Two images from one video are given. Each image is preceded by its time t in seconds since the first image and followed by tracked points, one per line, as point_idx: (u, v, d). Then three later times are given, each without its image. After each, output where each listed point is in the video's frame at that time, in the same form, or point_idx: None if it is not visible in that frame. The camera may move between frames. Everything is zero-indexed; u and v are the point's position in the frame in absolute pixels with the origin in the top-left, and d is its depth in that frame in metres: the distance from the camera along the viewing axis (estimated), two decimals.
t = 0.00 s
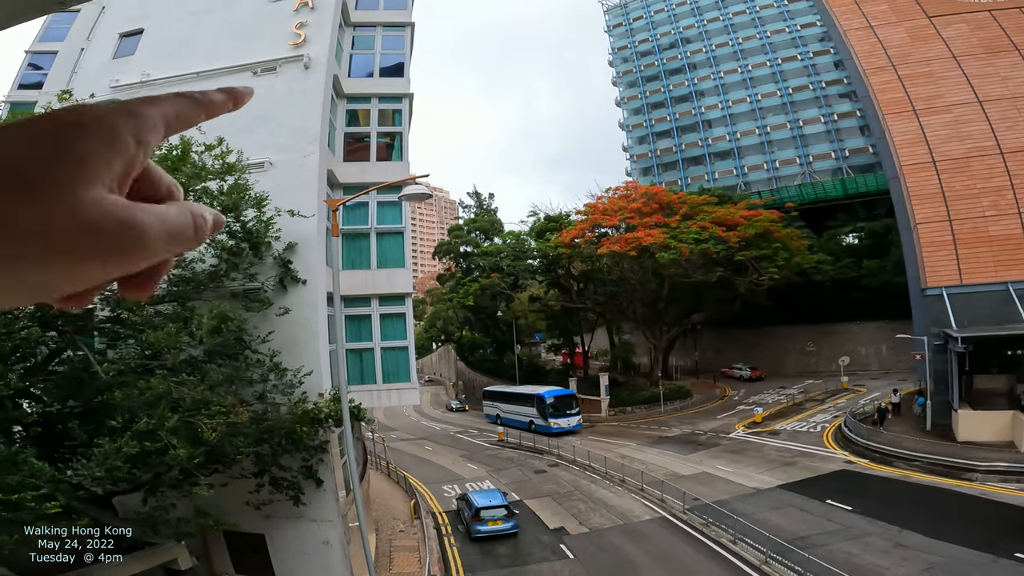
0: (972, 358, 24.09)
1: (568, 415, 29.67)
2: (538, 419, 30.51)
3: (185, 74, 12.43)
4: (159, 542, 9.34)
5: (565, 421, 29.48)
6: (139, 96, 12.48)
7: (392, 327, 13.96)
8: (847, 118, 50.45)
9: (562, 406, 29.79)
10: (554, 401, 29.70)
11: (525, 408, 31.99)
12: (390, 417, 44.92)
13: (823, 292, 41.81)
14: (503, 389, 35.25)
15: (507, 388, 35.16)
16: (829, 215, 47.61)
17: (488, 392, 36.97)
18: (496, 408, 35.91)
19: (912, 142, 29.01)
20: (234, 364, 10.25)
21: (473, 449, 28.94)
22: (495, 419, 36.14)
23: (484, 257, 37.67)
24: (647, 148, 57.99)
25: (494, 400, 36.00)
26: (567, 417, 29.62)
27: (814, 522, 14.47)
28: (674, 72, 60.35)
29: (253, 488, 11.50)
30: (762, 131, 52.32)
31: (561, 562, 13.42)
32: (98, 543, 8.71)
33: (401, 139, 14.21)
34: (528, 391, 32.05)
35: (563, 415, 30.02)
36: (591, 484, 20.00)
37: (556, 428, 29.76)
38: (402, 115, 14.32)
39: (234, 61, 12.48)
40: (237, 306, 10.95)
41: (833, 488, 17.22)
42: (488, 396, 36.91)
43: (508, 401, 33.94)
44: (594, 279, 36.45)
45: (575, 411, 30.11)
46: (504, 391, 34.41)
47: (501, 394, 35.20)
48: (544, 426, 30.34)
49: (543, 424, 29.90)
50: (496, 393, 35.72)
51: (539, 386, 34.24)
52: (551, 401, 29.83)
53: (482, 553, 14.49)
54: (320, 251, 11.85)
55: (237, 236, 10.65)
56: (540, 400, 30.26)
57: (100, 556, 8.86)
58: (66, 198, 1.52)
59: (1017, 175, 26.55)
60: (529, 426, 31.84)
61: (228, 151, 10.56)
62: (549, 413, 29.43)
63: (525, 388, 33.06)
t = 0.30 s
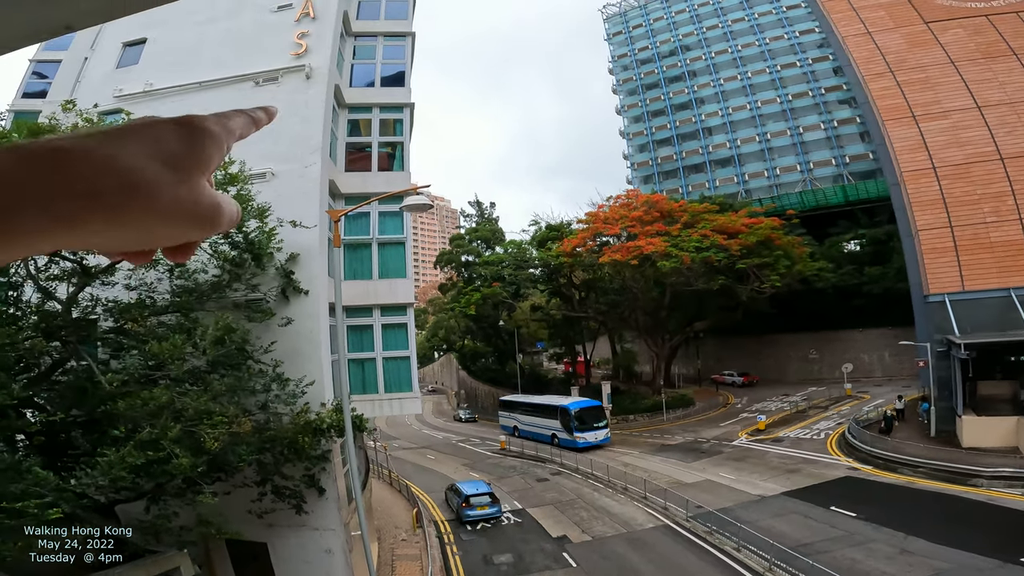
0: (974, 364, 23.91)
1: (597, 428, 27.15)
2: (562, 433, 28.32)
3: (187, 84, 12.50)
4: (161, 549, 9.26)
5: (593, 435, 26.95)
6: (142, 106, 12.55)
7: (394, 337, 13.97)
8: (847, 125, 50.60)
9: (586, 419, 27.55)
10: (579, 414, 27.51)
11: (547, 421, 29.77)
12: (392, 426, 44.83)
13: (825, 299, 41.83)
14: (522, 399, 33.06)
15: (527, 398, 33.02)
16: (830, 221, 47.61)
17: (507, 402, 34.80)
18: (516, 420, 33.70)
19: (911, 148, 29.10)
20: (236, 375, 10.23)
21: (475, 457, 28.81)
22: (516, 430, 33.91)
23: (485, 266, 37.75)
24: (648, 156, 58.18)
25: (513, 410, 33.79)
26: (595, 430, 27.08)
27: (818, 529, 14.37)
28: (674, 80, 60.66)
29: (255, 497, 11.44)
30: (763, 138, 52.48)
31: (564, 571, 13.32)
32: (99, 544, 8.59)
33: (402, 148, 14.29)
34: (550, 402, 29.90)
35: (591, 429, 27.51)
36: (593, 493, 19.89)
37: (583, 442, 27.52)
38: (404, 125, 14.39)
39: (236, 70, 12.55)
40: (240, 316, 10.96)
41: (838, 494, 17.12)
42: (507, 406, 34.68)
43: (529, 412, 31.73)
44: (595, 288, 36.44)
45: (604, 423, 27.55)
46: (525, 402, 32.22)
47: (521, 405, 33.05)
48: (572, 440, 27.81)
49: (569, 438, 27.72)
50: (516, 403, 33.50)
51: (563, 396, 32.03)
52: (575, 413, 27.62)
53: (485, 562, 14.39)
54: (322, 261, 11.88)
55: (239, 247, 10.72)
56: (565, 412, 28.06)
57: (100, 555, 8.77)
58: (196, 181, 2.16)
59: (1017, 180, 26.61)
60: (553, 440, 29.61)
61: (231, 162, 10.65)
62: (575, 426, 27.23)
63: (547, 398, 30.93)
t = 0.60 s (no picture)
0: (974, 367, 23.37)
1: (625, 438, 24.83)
2: (587, 442, 25.89)
3: (189, 87, 12.52)
4: (161, 552, 9.22)
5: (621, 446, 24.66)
6: (143, 109, 12.58)
7: (395, 341, 13.93)
8: (847, 128, 50.65)
9: (613, 427, 25.10)
10: (605, 422, 25.08)
11: (571, 429, 27.31)
12: (393, 430, 44.80)
13: (826, 302, 41.79)
14: (543, 404, 30.69)
15: (546, 403, 30.65)
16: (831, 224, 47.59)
17: (525, 407, 32.40)
18: (535, 427, 31.24)
19: (912, 151, 29.10)
20: (237, 378, 10.21)
21: (476, 461, 28.78)
22: (535, 439, 31.43)
23: (486, 270, 37.86)
24: (648, 159, 58.27)
25: (533, 417, 31.35)
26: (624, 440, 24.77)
27: (821, 532, 14.31)
28: (674, 83, 60.80)
29: (256, 499, 11.41)
30: (763, 141, 52.55)
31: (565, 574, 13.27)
32: (99, 544, 8.54)
33: (403, 152, 14.30)
34: (574, 408, 27.47)
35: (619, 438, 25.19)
36: (595, 496, 19.84)
37: (610, 452, 25.07)
38: (404, 129, 14.42)
39: (238, 74, 12.58)
40: (241, 320, 10.96)
41: (840, 497, 17.06)
42: (526, 412, 32.29)
43: (549, 419, 29.28)
44: (596, 291, 36.43)
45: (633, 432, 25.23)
46: (545, 408, 29.82)
47: (540, 411, 30.59)
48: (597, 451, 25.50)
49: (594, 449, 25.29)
50: (536, 409, 31.02)
51: (586, 401, 29.60)
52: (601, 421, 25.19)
53: (486, 566, 14.36)
54: (323, 266, 11.90)
55: (241, 251, 10.77)
56: (590, 420, 25.68)
57: (100, 555, 8.75)
58: (238, 184, 2.05)
59: (1017, 182, 26.60)
60: (576, 450, 27.15)
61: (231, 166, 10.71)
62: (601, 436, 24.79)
63: (569, 404, 28.53)
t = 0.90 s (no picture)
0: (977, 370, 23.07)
1: (662, 449, 22.25)
2: (619, 455, 23.19)
3: (190, 93, 12.59)
4: (162, 556, 9.21)
5: (657, 458, 22.07)
6: (145, 114, 12.65)
7: (396, 346, 13.94)
8: (847, 131, 50.73)
9: (649, 438, 22.36)
10: (640, 432, 22.36)
11: (600, 439, 24.56)
12: (393, 434, 44.71)
13: (828, 306, 41.74)
14: (568, 412, 28.04)
15: (571, 411, 27.99)
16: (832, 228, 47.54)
17: (548, 415, 29.75)
18: (559, 438, 28.50)
19: (913, 154, 29.12)
20: (238, 383, 10.23)
21: (477, 465, 28.72)
22: (559, 450, 28.62)
23: (487, 274, 37.91)
24: (649, 163, 58.40)
25: (557, 426, 28.67)
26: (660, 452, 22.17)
27: (824, 536, 14.25)
28: (674, 87, 60.94)
29: (257, 504, 11.37)
30: (763, 145, 52.63)
31: None
32: (100, 545, 8.51)
33: (404, 157, 14.34)
34: (604, 416, 24.82)
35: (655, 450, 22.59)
36: (596, 500, 19.77)
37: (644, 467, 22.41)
38: (405, 133, 14.45)
39: (239, 79, 12.62)
40: (243, 325, 10.98)
41: (843, 501, 17.01)
42: (548, 421, 29.62)
43: (576, 429, 26.56)
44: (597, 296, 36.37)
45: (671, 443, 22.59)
46: (571, 416, 27.16)
47: (565, 420, 27.91)
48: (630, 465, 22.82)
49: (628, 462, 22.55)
50: (561, 418, 28.29)
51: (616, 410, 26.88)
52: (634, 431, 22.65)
53: (487, 570, 14.31)
54: (325, 271, 11.93)
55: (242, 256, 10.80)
56: (622, 429, 23.05)
57: (99, 555, 8.71)
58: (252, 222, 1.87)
59: (1018, 186, 26.60)
60: (604, 463, 24.68)
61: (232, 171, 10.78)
62: (636, 448, 22.13)
63: (598, 412, 25.84)
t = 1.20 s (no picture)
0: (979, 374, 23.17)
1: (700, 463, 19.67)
2: (650, 468, 20.68)
3: (191, 96, 12.63)
4: (162, 560, 9.21)
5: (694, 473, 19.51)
6: (147, 118, 12.72)
7: (397, 349, 13.94)
8: (847, 134, 50.79)
9: (684, 451, 19.78)
10: (674, 443, 19.81)
11: (629, 451, 22.03)
12: (394, 438, 44.70)
13: (829, 310, 41.69)
14: (593, 419, 25.56)
15: (596, 419, 25.53)
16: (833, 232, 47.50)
17: (573, 422, 27.34)
18: (583, 447, 26.05)
19: (913, 157, 29.16)
20: (239, 387, 10.24)
21: (478, 469, 28.68)
22: (583, 461, 26.12)
23: (488, 278, 37.90)
24: (650, 167, 58.49)
25: (581, 435, 26.26)
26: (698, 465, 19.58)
27: (825, 539, 14.22)
28: (675, 91, 61.00)
29: (257, 507, 11.35)
30: (764, 148, 52.68)
31: None
32: (100, 545, 8.47)
33: (404, 161, 14.36)
34: (633, 424, 22.31)
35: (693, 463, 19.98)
36: (597, 504, 19.73)
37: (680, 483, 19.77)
38: (405, 137, 14.47)
39: (241, 83, 12.65)
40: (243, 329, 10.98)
41: (844, 504, 16.97)
42: (572, 428, 27.20)
43: (602, 438, 24.08)
44: (598, 300, 36.41)
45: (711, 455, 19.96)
46: (597, 423, 24.69)
47: (590, 428, 25.43)
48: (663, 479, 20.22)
49: (660, 477, 20.04)
50: (586, 425, 25.77)
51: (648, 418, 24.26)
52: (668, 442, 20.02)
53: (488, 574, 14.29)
54: (326, 275, 11.92)
55: (243, 260, 10.81)
56: (654, 440, 20.51)
57: (99, 555, 8.67)
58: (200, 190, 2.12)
59: (1018, 189, 26.61)
60: (633, 477, 22.01)
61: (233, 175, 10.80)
62: (670, 461, 19.63)
63: (625, 420, 23.30)
